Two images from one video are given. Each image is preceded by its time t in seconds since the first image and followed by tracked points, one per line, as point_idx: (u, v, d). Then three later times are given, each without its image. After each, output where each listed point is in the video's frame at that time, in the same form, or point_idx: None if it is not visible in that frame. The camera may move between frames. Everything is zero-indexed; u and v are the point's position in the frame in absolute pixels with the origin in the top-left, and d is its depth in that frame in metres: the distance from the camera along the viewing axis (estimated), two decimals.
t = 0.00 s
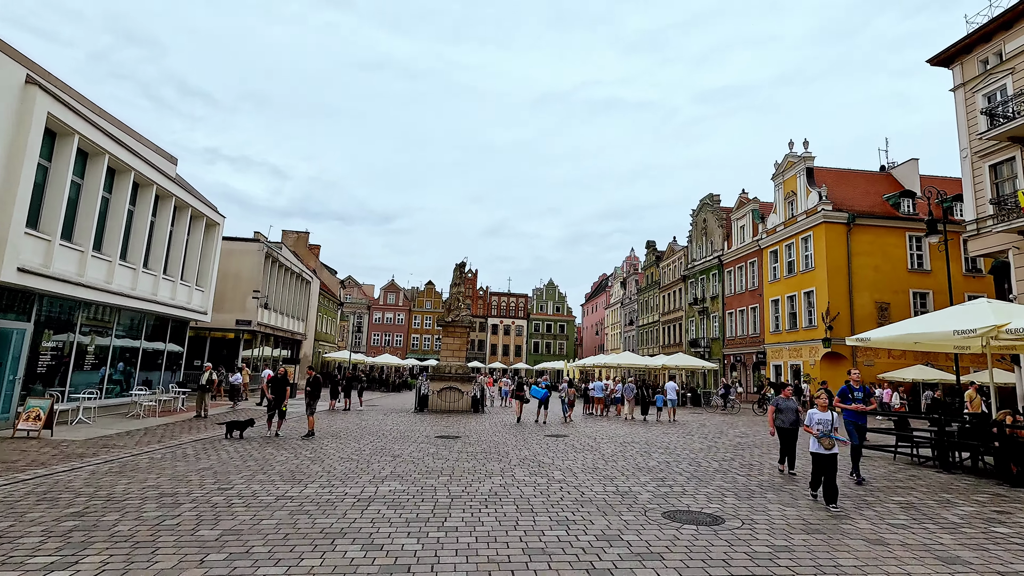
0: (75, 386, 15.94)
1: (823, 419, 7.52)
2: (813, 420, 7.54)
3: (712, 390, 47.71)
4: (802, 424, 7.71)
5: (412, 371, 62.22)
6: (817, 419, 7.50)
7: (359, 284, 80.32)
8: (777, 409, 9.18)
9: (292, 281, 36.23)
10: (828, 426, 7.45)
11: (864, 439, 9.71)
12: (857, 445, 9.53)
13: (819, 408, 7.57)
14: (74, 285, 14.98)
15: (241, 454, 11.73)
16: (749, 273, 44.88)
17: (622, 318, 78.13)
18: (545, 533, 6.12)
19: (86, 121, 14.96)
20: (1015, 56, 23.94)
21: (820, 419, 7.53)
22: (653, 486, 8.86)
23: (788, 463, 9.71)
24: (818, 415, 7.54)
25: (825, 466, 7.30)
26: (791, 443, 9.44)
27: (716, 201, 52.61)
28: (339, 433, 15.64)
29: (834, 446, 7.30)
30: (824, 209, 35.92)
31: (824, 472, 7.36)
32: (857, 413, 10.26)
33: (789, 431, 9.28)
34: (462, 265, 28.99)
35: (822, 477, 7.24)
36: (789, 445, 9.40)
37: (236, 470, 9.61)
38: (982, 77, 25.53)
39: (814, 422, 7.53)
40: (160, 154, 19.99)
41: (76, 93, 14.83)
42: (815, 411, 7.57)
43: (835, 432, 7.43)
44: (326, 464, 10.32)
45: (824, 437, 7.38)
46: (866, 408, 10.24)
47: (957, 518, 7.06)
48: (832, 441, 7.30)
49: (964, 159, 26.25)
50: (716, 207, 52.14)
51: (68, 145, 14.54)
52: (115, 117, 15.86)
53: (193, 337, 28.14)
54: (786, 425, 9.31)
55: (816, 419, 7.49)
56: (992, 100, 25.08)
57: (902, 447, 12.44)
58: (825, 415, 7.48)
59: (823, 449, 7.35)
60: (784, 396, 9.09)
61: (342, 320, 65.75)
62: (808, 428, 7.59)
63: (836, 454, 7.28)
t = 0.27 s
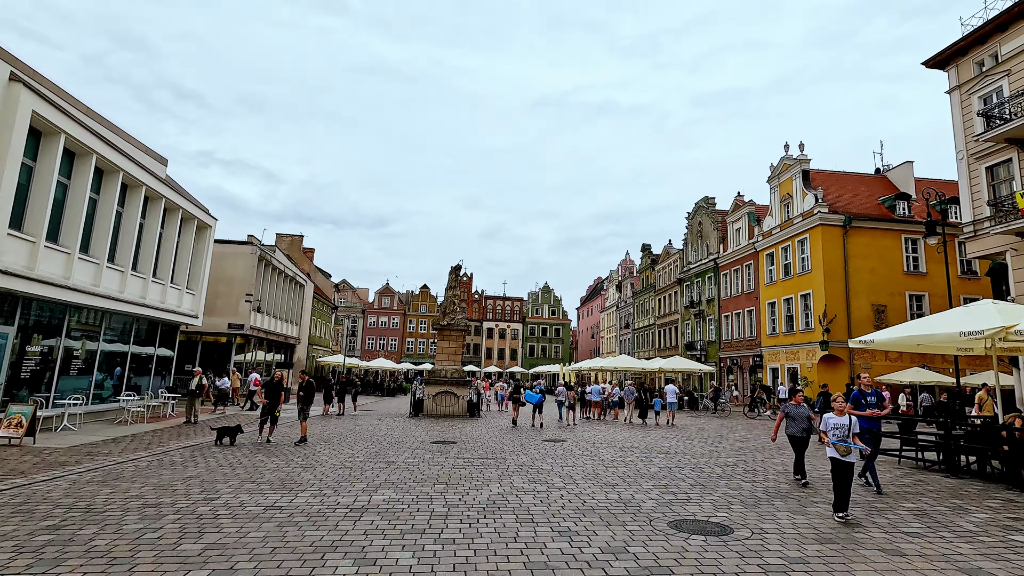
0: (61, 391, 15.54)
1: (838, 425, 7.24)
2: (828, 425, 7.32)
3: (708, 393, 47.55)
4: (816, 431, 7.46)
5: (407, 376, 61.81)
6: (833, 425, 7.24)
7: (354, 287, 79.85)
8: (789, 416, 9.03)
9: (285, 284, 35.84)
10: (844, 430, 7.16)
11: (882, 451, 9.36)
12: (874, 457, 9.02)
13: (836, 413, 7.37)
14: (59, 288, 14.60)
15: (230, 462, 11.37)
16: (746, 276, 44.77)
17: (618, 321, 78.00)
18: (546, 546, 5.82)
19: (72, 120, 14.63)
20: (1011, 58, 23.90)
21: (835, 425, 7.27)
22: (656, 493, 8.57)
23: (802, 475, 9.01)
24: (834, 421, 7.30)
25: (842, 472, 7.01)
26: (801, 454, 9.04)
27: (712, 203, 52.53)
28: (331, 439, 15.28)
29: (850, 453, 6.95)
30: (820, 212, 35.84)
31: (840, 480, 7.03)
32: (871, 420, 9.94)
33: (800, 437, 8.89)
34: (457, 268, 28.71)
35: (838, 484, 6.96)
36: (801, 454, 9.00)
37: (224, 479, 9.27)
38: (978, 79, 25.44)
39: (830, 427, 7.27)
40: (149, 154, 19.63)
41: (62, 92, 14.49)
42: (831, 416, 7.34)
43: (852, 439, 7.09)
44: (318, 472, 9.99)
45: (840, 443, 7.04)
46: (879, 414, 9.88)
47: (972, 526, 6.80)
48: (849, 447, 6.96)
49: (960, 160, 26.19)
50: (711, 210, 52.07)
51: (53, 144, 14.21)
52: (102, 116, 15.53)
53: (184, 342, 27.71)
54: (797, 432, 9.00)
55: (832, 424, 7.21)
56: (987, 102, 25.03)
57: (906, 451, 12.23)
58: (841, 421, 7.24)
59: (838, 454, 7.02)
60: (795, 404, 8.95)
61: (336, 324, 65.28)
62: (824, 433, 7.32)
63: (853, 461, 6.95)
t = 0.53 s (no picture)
0: (44, 397, 15.08)
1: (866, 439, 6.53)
2: (852, 437, 6.65)
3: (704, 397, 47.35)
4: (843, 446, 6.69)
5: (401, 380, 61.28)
6: (859, 438, 6.55)
7: (348, 291, 79.27)
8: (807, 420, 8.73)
9: (278, 287, 35.36)
10: (869, 443, 6.48)
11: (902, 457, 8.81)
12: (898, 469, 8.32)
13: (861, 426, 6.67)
14: (41, 291, 14.17)
15: (217, 470, 10.95)
16: (741, 278, 44.63)
17: (613, 324, 77.79)
18: (549, 563, 5.47)
19: (55, 116, 14.25)
20: (1008, 60, 23.79)
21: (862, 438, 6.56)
22: (660, 501, 8.26)
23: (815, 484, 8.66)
24: (860, 433, 6.61)
25: (869, 490, 6.22)
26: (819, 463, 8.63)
27: (707, 206, 52.40)
28: (323, 446, 14.87)
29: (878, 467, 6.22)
30: (816, 214, 35.70)
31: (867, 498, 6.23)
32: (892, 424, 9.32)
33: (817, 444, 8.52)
34: (452, 270, 28.34)
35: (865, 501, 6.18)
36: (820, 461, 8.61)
37: (209, 488, 8.88)
38: (975, 81, 25.30)
39: (853, 439, 6.61)
40: (137, 154, 19.22)
41: (44, 88, 14.07)
42: (858, 429, 6.63)
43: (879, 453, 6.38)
44: (308, 481, 9.61)
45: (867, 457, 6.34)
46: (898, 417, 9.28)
47: (992, 537, 6.51)
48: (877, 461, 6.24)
49: (957, 162, 26.08)
50: (707, 213, 51.92)
51: (35, 142, 13.84)
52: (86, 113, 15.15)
53: (174, 345, 27.22)
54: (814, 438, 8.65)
55: (856, 436, 6.58)
56: (984, 103, 24.90)
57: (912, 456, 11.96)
58: (866, 433, 6.56)
59: (862, 468, 6.31)
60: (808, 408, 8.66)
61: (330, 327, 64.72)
62: (847, 447, 6.64)
63: (880, 476, 6.21)
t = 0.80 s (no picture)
0: (29, 399, 14.65)
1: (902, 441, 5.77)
2: (886, 439, 5.80)
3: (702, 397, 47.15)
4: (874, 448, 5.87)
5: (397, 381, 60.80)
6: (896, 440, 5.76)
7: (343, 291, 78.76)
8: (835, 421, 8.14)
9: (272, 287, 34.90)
10: (908, 447, 5.71)
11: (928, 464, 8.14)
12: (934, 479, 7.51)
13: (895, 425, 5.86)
14: (25, 290, 13.74)
15: (206, 475, 10.54)
16: (739, 278, 44.43)
17: (610, 325, 77.57)
18: None
19: (40, 109, 13.85)
20: (1009, 58, 23.61)
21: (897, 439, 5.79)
22: (668, 507, 7.94)
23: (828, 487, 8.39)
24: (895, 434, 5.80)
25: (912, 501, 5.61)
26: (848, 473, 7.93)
27: (705, 206, 52.19)
28: (317, 449, 14.46)
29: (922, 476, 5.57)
30: (815, 214, 35.51)
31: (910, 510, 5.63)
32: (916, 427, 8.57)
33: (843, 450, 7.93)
34: (449, 270, 27.96)
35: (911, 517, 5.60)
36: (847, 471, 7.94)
37: (197, 494, 8.51)
38: (976, 79, 25.13)
39: (889, 442, 5.77)
40: (127, 150, 18.81)
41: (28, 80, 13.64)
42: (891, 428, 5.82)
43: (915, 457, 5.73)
44: (301, 486, 9.25)
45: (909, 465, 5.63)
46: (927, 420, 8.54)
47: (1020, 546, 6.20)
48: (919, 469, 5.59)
49: (958, 162, 25.89)
50: (704, 213, 51.71)
51: (20, 136, 13.46)
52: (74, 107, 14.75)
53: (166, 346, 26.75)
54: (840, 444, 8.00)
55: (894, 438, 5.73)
56: (985, 102, 24.71)
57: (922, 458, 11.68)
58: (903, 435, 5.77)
59: (904, 479, 5.61)
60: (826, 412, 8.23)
61: (325, 328, 64.26)
62: (881, 449, 5.83)
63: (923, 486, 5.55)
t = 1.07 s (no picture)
0: (17, 400, 14.30)
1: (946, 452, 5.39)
2: (928, 448, 5.48)
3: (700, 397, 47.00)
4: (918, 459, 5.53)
5: (394, 381, 60.47)
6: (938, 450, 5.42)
7: (339, 291, 78.37)
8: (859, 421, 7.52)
9: (268, 287, 34.52)
10: (951, 458, 5.37)
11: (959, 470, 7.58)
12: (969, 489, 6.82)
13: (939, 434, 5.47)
14: (13, 288, 13.42)
15: (198, 478, 10.23)
16: (738, 278, 44.27)
17: (607, 325, 77.37)
18: None
19: (28, 103, 13.54)
20: (1010, 56, 23.46)
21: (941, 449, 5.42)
22: (677, 510, 7.68)
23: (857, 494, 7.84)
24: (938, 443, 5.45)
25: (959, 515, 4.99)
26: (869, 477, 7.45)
27: (703, 206, 52.02)
28: (313, 450, 14.15)
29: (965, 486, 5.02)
30: (815, 213, 35.36)
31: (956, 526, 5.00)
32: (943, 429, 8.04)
33: (868, 454, 7.36)
34: (448, 269, 27.68)
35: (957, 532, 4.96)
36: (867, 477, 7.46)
37: (189, 499, 8.22)
38: (977, 77, 24.95)
39: (931, 451, 5.46)
40: (120, 147, 18.49)
41: (17, 72, 13.32)
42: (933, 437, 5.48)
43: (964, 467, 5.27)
44: (297, 489, 8.95)
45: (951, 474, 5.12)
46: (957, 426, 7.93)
47: None
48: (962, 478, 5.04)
49: (958, 160, 25.74)
50: (703, 213, 51.54)
51: (8, 130, 13.16)
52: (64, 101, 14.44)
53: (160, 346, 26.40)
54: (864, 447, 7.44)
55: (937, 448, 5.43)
56: (987, 100, 24.54)
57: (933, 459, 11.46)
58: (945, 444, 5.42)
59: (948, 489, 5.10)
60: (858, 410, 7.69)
61: (321, 328, 63.91)
62: (922, 460, 5.49)
63: (967, 496, 5.02)
